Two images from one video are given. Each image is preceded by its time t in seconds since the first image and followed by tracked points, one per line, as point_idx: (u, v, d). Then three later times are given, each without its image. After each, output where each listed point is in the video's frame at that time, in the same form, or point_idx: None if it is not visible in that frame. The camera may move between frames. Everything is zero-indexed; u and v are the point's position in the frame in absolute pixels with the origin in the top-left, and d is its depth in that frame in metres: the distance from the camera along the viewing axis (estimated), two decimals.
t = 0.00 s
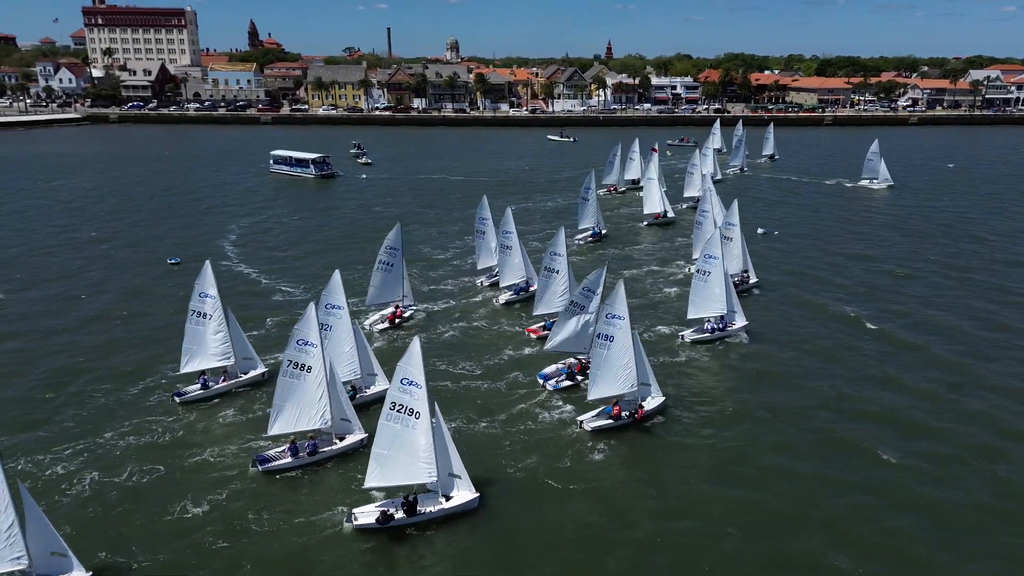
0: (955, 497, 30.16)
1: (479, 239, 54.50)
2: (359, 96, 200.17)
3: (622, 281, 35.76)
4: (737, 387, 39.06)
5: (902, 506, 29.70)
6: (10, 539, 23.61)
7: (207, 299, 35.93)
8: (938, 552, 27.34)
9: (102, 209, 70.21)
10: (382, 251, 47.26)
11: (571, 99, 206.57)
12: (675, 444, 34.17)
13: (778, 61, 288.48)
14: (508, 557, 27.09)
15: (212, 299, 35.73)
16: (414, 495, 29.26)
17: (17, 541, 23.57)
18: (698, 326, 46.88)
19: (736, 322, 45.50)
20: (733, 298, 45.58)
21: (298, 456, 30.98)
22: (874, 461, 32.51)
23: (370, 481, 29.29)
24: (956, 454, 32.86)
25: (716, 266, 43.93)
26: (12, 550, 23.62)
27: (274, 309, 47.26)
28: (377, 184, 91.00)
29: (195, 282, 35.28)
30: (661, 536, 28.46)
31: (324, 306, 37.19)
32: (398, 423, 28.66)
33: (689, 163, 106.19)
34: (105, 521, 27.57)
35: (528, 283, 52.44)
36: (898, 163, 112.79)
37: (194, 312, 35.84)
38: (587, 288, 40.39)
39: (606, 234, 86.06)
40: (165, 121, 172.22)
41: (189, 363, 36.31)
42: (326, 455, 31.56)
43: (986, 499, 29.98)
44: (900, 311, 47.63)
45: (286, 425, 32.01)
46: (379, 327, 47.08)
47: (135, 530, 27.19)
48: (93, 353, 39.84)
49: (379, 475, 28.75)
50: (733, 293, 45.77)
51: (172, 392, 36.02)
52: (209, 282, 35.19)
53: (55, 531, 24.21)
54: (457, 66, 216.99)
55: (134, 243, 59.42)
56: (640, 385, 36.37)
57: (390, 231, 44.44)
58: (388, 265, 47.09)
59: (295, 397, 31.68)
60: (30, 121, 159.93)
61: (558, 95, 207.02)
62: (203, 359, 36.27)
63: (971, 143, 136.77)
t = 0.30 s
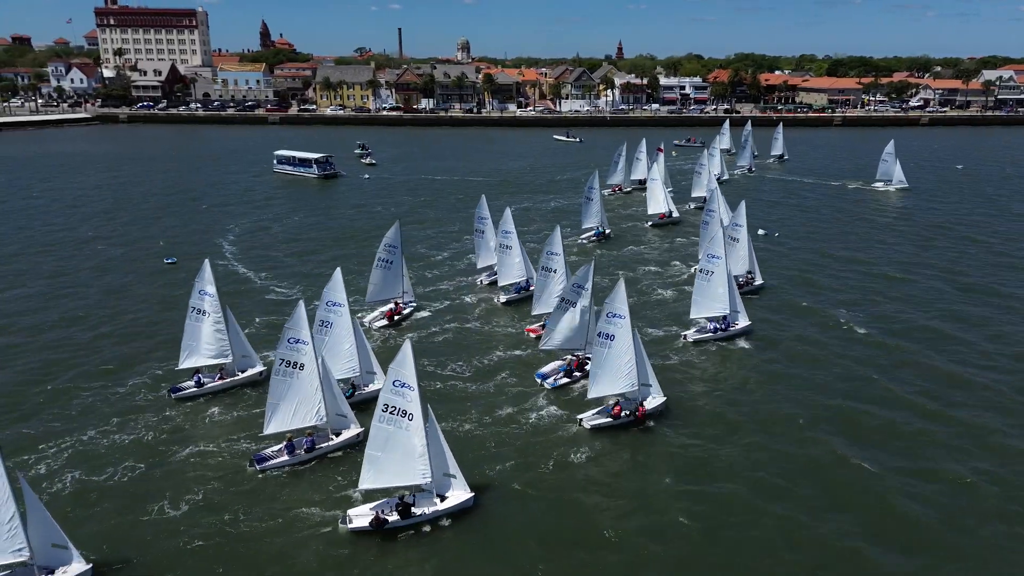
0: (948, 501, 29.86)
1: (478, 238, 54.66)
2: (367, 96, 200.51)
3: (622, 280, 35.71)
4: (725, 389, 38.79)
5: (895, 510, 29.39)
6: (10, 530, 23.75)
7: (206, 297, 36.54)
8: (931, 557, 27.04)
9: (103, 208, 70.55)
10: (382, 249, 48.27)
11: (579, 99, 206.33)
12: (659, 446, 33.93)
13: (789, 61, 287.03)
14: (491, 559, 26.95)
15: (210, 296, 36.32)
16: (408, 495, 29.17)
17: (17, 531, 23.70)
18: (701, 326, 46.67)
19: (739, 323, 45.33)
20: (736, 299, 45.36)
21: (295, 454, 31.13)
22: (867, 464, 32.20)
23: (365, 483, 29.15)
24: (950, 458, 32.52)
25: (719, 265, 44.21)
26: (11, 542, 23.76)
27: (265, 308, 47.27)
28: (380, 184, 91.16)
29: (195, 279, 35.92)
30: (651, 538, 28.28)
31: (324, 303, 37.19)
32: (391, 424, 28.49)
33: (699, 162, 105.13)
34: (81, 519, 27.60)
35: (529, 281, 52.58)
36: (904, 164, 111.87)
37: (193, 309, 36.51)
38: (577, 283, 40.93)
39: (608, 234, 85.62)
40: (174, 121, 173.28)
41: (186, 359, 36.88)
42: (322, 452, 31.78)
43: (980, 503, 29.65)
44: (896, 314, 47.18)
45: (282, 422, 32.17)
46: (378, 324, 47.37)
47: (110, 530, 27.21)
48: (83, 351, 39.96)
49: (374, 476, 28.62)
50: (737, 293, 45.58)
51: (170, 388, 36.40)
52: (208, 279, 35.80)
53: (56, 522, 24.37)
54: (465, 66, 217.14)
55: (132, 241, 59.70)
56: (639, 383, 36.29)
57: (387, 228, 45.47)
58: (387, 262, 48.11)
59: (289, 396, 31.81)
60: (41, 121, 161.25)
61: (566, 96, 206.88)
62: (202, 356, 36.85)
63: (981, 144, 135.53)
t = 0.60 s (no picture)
0: (938, 504, 29.54)
1: (478, 236, 54.71)
2: (375, 96, 200.79)
3: (626, 280, 35.19)
4: (714, 390, 38.50)
5: (885, 513, 29.09)
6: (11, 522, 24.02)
7: (207, 297, 37.21)
8: (921, 560, 26.76)
9: (104, 207, 70.99)
10: (383, 246, 48.23)
11: (587, 100, 206.01)
12: (644, 447, 33.72)
13: (800, 61, 285.36)
14: (468, 558, 26.82)
15: (211, 296, 36.96)
16: (400, 494, 29.12)
17: (17, 522, 24.00)
18: (704, 326, 46.47)
19: (742, 324, 45.04)
20: (740, 300, 45.14)
21: (291, 448, 31.53)
22: (858, 467, 31.91)
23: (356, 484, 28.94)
24: (939, 462, 32.16)
25: (724, 266, 43.79)
26: (13, 532, 24.06)
27: (258, 307, 47.36)
28: (382, 183, 91.27)
29: (197, 278, 36.71)
30: (638, 540, 28.06)
31: (323, 300, 37.34)
32: (381, 426, 28.40)
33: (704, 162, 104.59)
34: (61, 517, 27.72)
35: (529, 280, 52.55)
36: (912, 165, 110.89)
37: (194, 308, 37.23)
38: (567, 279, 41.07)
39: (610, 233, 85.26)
40: (183, 121, 174.37)
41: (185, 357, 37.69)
42: (320, 444, 32.20)
43: (970, 507, 29.34)
44: (892, 317, 46.73)
45: (277, 418, 32.41)
46: (376, 320, 47.65)
47: (89, 527, 27.31)
48: (74, 348, 40.14)
49: (365, 477, 28.49)
50: (740, 294, 45.35)
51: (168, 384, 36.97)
52: (209, 279, 36.57)
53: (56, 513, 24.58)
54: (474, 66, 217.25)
55: (132, 239, 60.02)
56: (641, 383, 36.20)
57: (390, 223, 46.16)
58: (389, 258, 48.22)
59: (284, 391, 32.11)
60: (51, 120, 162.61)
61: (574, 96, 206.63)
62: (200, 355, 37.41)
63: (991, 145, 134.22)
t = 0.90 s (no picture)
0: (931, 508, 29.22)
1: (479, 235, 54.99)
2: (382, 96, 201.02)
3: (623, 278, 35.15)
4: (701, 393, 38.26)
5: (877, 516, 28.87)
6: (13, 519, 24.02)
7: (202, 298, 37.58)
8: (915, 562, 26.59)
9: (104, 206, 71.37)
10: (382, 243, 48.64)
11: (594, 100, 205.80)
12: (626, 449, 33.50)
13: (810, 61, 283.83)
14: (442, 559, 26.67)
15: (205, 297, 37.31)
16: (392, 493, 29.07)
17: (19, 519, 24.02)
18: (704, 326, 46.39)
19: (743, 325, 44.91)
20: (740, 300, 44.99)
21: (285, 442, 31.78)
22: (851, 470, 31.66)
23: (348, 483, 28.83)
24: (924, 466, 31.82)
25: (724, 267, 43.65)
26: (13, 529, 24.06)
27: (249, 307, 47.46)
28: (383, 183, 91.33)
29: (192, 280, 37.16)
30: (625, 541, 27.88)
31: (318, 298, 37.50)
32: (375, 425, 28.36)
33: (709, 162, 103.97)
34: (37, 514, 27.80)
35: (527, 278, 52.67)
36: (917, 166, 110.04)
37: (189, 309, 37.60)
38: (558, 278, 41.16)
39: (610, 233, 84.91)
40: (190, 121, 175.36)
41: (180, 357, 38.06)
42: (315, 438, 32.45)
43: (962, 511, 29.05)
44: (886, 320, 46.31)
45: (271, 413, 32.69)
46: (374, 315, 48.40)
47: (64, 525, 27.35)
48: (63, 347, 40.29)
49: (358, 476, 28.40)
50: (741, 294, 45.20)
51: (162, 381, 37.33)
52: (204, 280, 36.97)
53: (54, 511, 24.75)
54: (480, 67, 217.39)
55: (129, 238, 60.29)
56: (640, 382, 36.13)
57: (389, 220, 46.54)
58: (388, 255, 48.59)
59: (278, 386, 32.37)
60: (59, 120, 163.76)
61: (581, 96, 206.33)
62: (194, 355, 37.70)
63: (1000, 146, 132.99)
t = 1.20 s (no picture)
0: (906, 509, 29.02)
1: (474, 232, 54.90)
2: (383, 96, 201.07)
3: (616, 275, 35.17)
4: (681, 394, 38.04)
5: (856, 516, 28.62)
6: None
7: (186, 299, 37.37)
8: (895, 562, 26.35)
9: (97, 205, 71.54)
10: (374, 240, 48.71)
11: (595, 100, 205.43)
12: (602, 449, 33.31)
13: (814, 62, 282.82)
14: (408, 558, 26.53)
15: (188, 299, 37.11)
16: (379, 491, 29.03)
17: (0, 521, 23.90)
18: (697, 325, 46.36)
19: (738, 323, 44.83)
20: (735, 299, 44.90)
21: (272, 437, 32.01)
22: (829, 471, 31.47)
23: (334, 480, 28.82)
24: (900, 468, 31.60)
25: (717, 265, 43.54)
26: None
27: (233, 307, 47.44)
28: (378, 183, 91.27)
29: (175, 281, 37.02)
30: (595, 540, 27.72)
31: (312, 296, 36.93)
32: (361, 422, 28.27)
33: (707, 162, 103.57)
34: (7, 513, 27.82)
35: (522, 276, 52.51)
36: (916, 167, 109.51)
37: (173, 310, 37.46)
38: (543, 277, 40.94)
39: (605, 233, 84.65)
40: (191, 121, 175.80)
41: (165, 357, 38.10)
42: (302, 434, 32.61)
43: (938, 512, 28.85)
44: (872, 323, 46.03)
45: (260, 409, 32.81)
46: (366, 312, 48.56)
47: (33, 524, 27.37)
48: (44, 347, 40.33)
49: (343, 473, 28.33)
50: (735, 292, 45.11)
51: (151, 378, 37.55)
52: (186, 281, 36.77)
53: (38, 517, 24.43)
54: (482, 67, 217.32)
55: (119, 238, 60.39)
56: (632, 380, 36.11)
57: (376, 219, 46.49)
58: (379, 253, 48.58)
59: (267, 383, 32.49)
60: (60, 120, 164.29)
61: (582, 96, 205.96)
62: (179, 356, 37.67)
63: (1002, 147, 132.30)
